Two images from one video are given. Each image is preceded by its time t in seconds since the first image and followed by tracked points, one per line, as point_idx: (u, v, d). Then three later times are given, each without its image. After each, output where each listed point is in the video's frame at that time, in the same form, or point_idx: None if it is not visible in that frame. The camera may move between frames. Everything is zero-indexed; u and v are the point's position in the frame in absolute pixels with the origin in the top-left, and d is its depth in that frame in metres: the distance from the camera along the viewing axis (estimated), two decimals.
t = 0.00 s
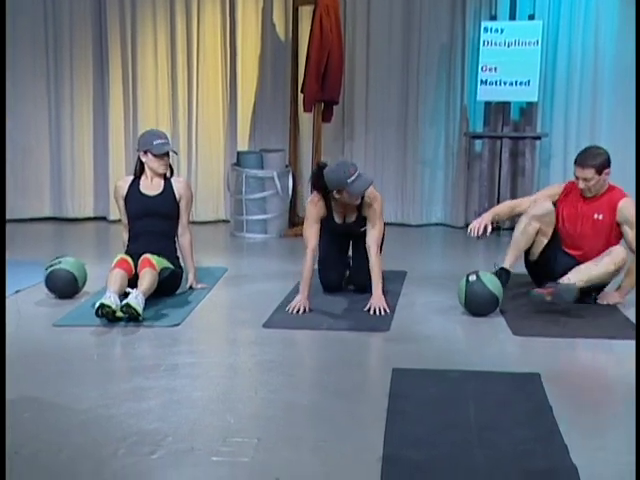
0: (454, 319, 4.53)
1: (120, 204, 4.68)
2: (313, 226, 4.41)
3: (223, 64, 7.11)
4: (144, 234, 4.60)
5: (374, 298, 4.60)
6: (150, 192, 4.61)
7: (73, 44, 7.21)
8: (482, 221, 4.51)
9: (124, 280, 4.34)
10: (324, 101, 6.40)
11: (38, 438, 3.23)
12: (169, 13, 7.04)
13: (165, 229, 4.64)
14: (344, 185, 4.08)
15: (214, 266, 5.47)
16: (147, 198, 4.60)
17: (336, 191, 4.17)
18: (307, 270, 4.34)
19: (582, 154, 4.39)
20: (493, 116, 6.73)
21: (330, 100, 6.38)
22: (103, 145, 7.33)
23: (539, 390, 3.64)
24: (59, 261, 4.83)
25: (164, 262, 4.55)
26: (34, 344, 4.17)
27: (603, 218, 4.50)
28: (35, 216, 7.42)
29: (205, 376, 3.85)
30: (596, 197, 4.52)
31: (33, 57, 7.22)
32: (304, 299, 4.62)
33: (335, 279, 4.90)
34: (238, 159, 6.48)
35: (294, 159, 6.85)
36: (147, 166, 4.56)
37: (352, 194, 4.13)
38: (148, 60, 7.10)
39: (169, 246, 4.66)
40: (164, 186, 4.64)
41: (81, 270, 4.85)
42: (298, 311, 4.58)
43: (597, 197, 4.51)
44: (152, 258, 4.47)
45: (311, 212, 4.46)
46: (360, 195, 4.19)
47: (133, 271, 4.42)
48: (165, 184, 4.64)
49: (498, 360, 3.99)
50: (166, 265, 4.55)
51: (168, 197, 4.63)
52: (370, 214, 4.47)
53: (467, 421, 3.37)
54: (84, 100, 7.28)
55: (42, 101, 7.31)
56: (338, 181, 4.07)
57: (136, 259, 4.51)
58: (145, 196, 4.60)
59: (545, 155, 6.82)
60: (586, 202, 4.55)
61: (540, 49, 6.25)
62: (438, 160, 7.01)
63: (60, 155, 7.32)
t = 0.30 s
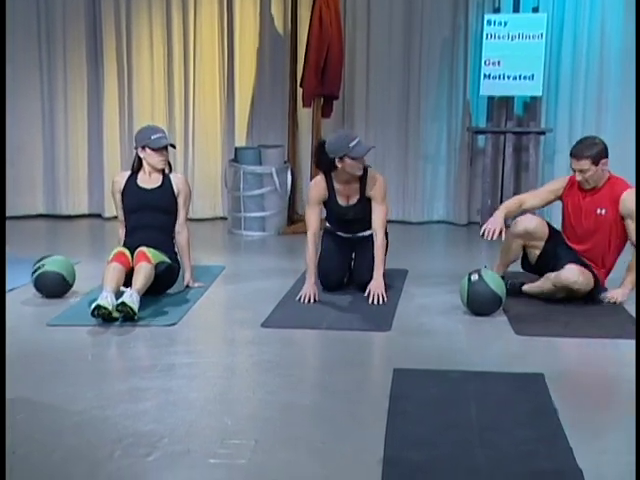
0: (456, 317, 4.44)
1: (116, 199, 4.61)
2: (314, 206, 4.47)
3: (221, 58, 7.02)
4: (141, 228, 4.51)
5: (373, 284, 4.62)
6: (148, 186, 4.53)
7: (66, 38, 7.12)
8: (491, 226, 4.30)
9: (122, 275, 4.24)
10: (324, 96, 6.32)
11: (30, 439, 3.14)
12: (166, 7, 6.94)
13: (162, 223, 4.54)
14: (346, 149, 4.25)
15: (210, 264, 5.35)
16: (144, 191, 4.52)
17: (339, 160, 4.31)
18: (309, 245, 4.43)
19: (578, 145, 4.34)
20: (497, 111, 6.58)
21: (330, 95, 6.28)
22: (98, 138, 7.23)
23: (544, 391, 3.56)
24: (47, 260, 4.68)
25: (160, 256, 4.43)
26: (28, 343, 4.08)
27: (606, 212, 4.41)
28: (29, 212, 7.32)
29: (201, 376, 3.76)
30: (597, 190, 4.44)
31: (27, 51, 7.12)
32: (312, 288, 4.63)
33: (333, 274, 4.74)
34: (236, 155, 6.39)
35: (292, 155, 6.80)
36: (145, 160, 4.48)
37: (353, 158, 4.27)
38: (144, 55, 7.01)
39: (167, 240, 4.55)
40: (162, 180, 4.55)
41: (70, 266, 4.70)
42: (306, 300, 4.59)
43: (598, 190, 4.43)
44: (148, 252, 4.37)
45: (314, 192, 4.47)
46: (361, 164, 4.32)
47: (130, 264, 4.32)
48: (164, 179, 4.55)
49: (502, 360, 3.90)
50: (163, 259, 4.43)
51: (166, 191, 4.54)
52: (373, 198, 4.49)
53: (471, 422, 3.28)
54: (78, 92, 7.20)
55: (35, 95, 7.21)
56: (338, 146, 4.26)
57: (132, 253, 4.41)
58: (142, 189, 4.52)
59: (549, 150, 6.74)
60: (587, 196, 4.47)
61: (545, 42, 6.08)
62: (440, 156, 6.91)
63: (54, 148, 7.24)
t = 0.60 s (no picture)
0: (457, 317, 4.33)
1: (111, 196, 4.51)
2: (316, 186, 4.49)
3: (216, 51, 6.65)
4: (136, 226, 4.41)
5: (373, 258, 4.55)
6: (143, 184, 4.43)
7: (57, 36, 6.74)
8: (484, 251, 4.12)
9: (115, 272, 4.14)
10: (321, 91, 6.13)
11: (20, 444, 3.03)
12: None
13: (157, 222, 4.43)
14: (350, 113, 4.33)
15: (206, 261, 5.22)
16: (139, 190, 4.42)
17: (343, 126, 4.38)
18: (311, 222, 4.49)
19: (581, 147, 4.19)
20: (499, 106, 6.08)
21: (328, 91, 6.10)
22: (91, 134, 6.87)
23: (548, 394, 3.46)
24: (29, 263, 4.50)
25: (152, 253, 4.31)
26: (19, 345, 3.97)
27: (604, 215, 4.27)
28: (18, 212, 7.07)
29: (197, 378, 3.66)
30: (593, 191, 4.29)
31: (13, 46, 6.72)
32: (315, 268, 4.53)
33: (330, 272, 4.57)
34: (232, 152, 6.20)
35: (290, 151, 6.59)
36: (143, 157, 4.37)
37: (357, 122, 4.34)
38: (138, 51, 6.63)
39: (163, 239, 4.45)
40: (159, 178, 4.46)
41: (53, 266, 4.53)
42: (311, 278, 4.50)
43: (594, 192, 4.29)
44: (139, 248, 4.23)
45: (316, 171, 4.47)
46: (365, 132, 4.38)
47: (124, 260, 4.20)
48: (160, 177, 4.46)
49: (505, 361, 3.80)
50: (155, 256, 4.31)
51: (163, 189, 4.44)
52: (375, 177, 4.48)
53: (474, 425, 3.18)
54: (70, 91, 6.80)
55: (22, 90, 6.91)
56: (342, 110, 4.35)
57: (124, 249, 4.28)
58: (137, 187, 4.42)
59: (552, 147, 6.35)
60: (584, 198, 4.32)
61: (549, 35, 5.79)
62: (440, 152, 6.56)
63: (44, 146, 6.86)
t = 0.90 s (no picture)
0: (455, 318, 4.24)
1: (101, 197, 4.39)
2: (309, 177, 4.43)
3: (208, 46, 6.47)
4: (126, 227, 4.30)
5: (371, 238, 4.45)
6: (134, 184, 4.32)
7: (44, 28, 6.51)
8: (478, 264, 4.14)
9: (104, 269, 4.07)
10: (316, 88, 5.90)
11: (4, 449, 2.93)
12: None
13: (148, 222, 4.32)
14: (346, 99, 4.30)
15: (198, 264, 5.06)
16: (130, 190, 4.30)
17: (338, 113, 4.33)
18: (302, 217, 4.45)
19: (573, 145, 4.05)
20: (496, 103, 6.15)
21: (323, 87, 5.87)
22: (79, 131, 6.65)
23: (547, 397, 3.37)
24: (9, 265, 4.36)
25: (142, 249, 4.20)
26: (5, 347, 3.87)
27: (598, 215, 4.16)
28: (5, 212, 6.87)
29: (187, 381, 3.56)
30: (585, 190, 4.17)
31: None
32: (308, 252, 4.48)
33: (327, 272, 4.42)
34: (224, 149, 6.03)
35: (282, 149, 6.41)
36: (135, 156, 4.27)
37: (352, 108, 4.29)
38: (127, 48, 6.44)
39: (154, 239, 4.34)
40: (150, 178, 4.34)
41: (35, 266, 4.40)
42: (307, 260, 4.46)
43: (586, 191, 4.17)
44: (129, 244, 4.14)
45: (310, 161, 4.41)
46: (360, 119, 4.33)
47: (113, 256, 4.12)
48: (151, 176, 4.35)
49: (503, 363, 3.71)
50: (144, 253, 4.20)
51: (154, 188, 4.33)
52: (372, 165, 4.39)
53: (472, 429, 3.09)
54: (56, 87, 6.59)
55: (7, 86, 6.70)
56: (339, 97, 4.32)
57: (114, 243, 4.19)
58: (128, 187, 4.30)
59: (551, 145, 6.25)
60: (575, 197, 4.20)
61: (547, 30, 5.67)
62: (437, 150, 6.43)
63: (32, 145, 6.65)
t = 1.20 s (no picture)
0: (453, 319, 4.14)
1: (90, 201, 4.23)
2: (309, 174, 4.33)
3: (200, 39, 6.16)
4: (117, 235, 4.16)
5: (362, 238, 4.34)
6: (124, 188, 4.16)
7: (32, 26, 6.20)
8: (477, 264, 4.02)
9: (96, 268, 3.97)
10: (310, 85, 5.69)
11: None
12: None
13: (139, 227, 4.19)
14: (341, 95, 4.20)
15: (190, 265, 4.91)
16: (120, 195, 4.15)
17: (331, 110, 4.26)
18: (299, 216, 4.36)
19: (598, 144, 3.78)
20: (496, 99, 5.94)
21: (318, 84, 5.67)
22: (69, 126, 6.34)
23: (548, 401, 3.28)
24: None
25: (133, 248, 4.08)
26: None
27: (595, 207, 4.07)
28: None
29: (180, 385, 3.46)
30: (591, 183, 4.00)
31: None
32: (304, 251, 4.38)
33: (323, 272, 4.31)
34: (217, 147, 5.77)
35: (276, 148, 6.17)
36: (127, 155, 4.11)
37: (346, 104, 4.21)
38: (118, 45, 6.14)
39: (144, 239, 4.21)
40: (140, 181, 4.19)
41: (22, 268, 4.30)
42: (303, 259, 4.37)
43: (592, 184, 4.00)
44: (121, 242, 4.01)
45: (307, 156, 4.31)
46: (355, 115, 4.23)
47: (104, 254, 4.00)
48: (141, 179, 4.18)
49: (503, 366, 3.62)
50: (137, 253, 4.08)
51: (144, 193, 4.17)
52: (370, 163, 4.28)
53: (473, 433, 3.00)
54: (45, 87, 6.27)
55: None
56: (334, 93, 4.23)
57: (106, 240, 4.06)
58: (118, 192, 4.15)
59: (552, 143, 5.99)
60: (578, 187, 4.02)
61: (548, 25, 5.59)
62: (435, 149, 6.12)
63: (20, 140, 6.32)
